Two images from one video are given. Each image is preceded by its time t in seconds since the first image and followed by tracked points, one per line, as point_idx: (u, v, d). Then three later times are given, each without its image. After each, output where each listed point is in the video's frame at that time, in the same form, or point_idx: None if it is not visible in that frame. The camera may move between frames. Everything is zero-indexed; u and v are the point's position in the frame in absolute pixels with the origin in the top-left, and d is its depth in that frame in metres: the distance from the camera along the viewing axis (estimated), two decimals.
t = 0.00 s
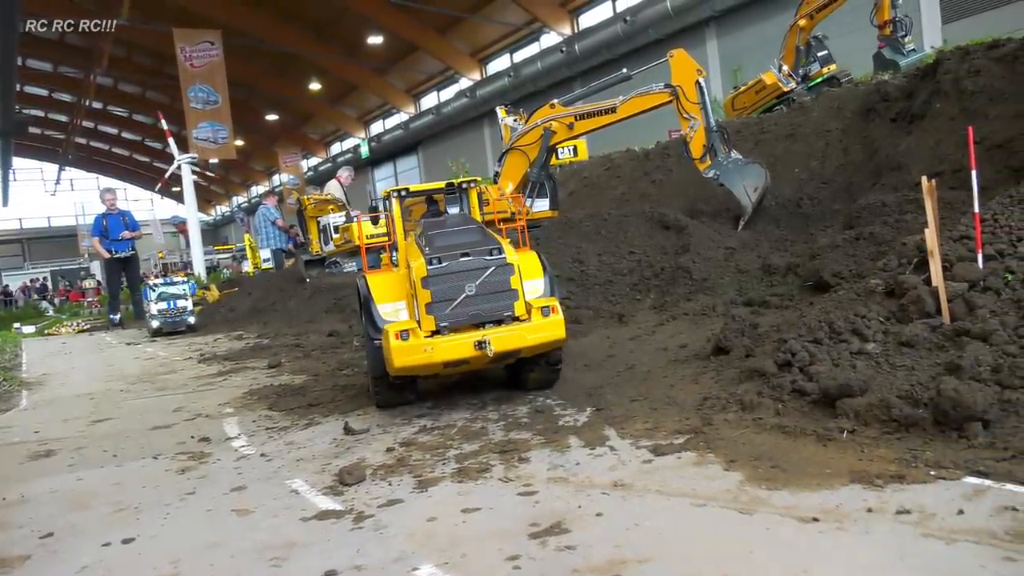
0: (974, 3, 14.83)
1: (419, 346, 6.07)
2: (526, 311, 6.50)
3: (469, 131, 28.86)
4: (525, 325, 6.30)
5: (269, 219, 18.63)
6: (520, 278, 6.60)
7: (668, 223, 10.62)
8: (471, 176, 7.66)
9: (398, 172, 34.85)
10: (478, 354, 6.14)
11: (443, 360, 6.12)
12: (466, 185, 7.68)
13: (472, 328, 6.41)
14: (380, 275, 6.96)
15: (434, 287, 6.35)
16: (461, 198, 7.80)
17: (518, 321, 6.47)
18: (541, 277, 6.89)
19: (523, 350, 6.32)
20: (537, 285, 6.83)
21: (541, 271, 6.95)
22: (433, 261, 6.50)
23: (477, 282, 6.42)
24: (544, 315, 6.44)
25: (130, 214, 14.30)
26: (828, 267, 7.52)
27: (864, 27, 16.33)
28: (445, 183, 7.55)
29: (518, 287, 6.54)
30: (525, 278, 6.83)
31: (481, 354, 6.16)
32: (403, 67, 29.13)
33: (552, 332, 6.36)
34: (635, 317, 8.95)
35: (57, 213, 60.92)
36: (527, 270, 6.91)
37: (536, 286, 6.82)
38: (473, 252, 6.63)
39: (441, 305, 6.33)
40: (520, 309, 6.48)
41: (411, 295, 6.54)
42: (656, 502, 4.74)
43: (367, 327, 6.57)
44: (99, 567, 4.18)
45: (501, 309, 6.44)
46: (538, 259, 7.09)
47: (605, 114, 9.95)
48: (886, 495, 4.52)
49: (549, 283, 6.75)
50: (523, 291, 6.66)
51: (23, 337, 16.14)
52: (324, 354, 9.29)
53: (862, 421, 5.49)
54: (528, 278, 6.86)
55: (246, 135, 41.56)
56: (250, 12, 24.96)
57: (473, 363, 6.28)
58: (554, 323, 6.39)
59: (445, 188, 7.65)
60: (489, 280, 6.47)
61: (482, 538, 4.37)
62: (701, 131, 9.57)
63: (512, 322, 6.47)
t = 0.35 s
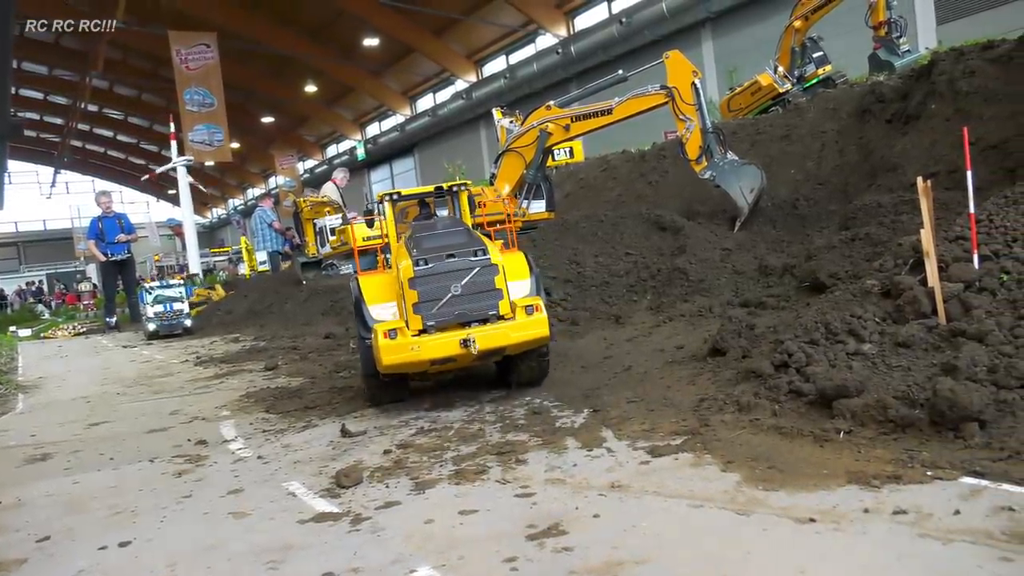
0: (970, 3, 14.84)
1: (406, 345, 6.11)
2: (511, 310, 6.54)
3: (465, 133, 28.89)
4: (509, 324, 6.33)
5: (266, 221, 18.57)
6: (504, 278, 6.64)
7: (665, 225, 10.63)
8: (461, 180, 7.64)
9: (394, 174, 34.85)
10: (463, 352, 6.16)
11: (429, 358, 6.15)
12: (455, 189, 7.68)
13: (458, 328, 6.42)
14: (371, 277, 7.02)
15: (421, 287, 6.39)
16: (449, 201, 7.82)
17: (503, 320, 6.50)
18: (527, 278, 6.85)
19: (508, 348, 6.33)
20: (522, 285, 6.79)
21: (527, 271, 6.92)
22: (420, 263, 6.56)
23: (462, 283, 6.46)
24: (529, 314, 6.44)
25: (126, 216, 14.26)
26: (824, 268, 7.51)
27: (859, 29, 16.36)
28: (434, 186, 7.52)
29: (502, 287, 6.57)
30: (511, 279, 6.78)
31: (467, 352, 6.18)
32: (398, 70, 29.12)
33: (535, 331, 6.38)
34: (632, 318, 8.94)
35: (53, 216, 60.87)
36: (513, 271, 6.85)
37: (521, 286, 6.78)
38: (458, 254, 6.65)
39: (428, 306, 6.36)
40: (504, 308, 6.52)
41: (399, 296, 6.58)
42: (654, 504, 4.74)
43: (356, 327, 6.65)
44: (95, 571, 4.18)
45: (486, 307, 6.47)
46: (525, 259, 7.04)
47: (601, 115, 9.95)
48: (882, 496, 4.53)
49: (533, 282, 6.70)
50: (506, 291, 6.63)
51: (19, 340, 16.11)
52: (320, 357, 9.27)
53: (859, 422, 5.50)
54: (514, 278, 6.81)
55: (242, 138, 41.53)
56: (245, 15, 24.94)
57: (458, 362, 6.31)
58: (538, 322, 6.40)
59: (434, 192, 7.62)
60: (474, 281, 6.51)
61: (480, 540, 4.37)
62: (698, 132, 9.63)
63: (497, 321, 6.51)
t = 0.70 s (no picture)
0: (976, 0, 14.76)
1: (396, 342, 6.05)
2: (501, 308, 6.40)
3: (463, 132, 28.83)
4: (500, 321, 6.21)
5: (261, 221, 18.36)
6: (494, 276, 6.54)
7: (666, 225, 10.54)
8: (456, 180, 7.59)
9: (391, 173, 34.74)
10: (453, 349, 6.08)
11: (419, 356, 6.07)
12: (450, 189, 7.64)
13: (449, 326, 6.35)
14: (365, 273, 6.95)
15: (411, 285, 6.32)
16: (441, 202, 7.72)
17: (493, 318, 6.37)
18: (519, 276, 6.81)
19: (498, 345, 6.23)
20: (514, 283, 6.73)
21: (518, 270, 6.86)
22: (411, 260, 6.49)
23: (452, 281, 6.37)
24: (518, 311, 6.32)
25: (118, 215, 14.19)
26: (828, 268, 7.41)
27: (864, 26, 16.27)
28: (427, 188, 7.49)
29: (492, 285, 6.46)
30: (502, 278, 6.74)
31: (456, 350, 6.10)
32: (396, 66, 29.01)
33: (524, 328, 6.26)
34: (633, 319, 8.84)
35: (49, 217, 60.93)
36: (504, 270, 6.80)
37: (513, 284, 6.71)
38: (447, 253, 6.59)
39: (418, 304, 6.28)
40: (494, 306, 6.39)
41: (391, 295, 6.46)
42: (655, 507, 4.64)
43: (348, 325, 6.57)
44: None
45: (475, 306, 6.35)
46: (517, 259, 7.00)
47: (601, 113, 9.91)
48: (886, 500, 4.43)
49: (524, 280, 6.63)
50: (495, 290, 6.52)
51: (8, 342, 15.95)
52: (317, 357, 9.15)
53: (863, 425, 5.41)
54: (506, 277, 6.77)
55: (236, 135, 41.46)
56: (240, 12, 24.87)
57: (449, 358, 6.23)
58: (528, 318, 6.28)
59: (427, 193, 7.55)
60: (464, 279, 6.41)
61: (479, 544, 4.27)
62: (699, 130, 9.53)
63: (487, 319, 6.37)
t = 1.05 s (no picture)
0: None
1: (382, 343, 5.79)
2: (491, 308, 6.11)
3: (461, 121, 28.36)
4: (489, 322, 5.93)
5: (245, 214, 17.65)
6: (485, 275, 6.22)
7: (677, 219, 10.22)
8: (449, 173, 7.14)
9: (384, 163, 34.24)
10: (440, 351, 5.82)
11: (405, 357, 5.82)
12: (443, 182, 7.20)
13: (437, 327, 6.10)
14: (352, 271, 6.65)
15: (398, 284, 6.03)
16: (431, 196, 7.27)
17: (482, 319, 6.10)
18: (511, 276, 6.40)
19: (488, 347, 5.96)
20: (507, 283, 6.33)
21: (512, 269, 6.47)
22: (398, 258, 6.15)
23: (440, 280, 6.07)
24: (508, 313, 6.03)
25: (93, 209, 13.91)
26: (849, 266, 7.01)
27: (887, 8, 15.87)
28: (416, 181, 7.01)
29: (482, 285, 6.15)
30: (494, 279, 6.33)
31: (443, 351, 5.84)
32: (389, 50, 28.55)
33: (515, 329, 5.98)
34: (641, 320, 8.50)
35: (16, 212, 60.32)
36: (496, 269, 6.42)
37: (505, 284, 6.33)
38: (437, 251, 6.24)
39: (406, 304, 6.01)
40: (484, 306, 6.10)
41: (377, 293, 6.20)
42: (664, 520, 4.29)
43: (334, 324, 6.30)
44: None
45: (463, 307, 6.04)
46: (511, 258, 6.58)
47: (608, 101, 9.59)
48: (911, 513, 4.07)
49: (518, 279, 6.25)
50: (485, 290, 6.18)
51: None
52: (306, 360, 8.77)
53: (886, 433, 5.04)
54: (497, 276, 6.37)
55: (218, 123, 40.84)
56: None
57: (436, 361, 5.97)
58: (519, 320, 5.99)
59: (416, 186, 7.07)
60: (452, 278, 6.10)
61: (476, 560, 3.93)
62: (712, 119, 9.15)
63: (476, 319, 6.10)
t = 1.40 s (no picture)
0: None
1: (363, 347, 5.52)
2: (480, 310, 5.85)
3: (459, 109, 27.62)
4: (476, 325, 5.64)
5: (228, 209, 16.84)
6: (473, 275, 5.96)
7: (689, 213, 9.71)
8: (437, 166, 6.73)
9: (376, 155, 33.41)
10: (425, 356, 5.53)
11: (389, 362, 5.54)
12: (433, 176, 6.79)
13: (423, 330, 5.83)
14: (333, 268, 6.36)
15: (381, 284, 5.77)
16: (416, 189, 6.86)
17: (471, 321, 5.82)
18: (503, 276, 6.10)
19: (476, 351, 5.67)
20: (497, 284, 6.03)
21: (504, 269, 6.15)
22: (381, 257, 5.92)
23: (425, 280, 5.82)
24: (498, 315, 5.74)
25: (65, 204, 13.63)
26: (874, 264, 6.63)
27: None
28: (403, 175, 6.69)
29: (470, 285, 5.88)
30: (483, 279, 6.03)
31: (428, 357, 5.56)
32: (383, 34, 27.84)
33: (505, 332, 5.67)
34: (651, 321, 8.08)
35: None
36: (486, 270, 6.11)
37: (495, 285, 6.04)
38: (422, 249, 6.01)
39: (387, 305, 5.74)
40: (472, 308, 5.83)
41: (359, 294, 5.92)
42: (677, 534, 3.95)
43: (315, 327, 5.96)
44: None
45: (453, 308, 5.80)
46: (503, 256, 6.26)
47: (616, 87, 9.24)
48: (940, 525, 3.75)
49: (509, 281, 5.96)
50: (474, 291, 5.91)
51: None
52: (295, 363, 8.40)
53: (913, 441, 4.67)
54: (487, 276, 6.07)
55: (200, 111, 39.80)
56: None
57: (420, 366, 5.70)
58: (510, 322, 5.69)
59: (403, 180, 6.74)
60: (439, 278, 5.86)
61: None
62: (727, 106, 8.82)
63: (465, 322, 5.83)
